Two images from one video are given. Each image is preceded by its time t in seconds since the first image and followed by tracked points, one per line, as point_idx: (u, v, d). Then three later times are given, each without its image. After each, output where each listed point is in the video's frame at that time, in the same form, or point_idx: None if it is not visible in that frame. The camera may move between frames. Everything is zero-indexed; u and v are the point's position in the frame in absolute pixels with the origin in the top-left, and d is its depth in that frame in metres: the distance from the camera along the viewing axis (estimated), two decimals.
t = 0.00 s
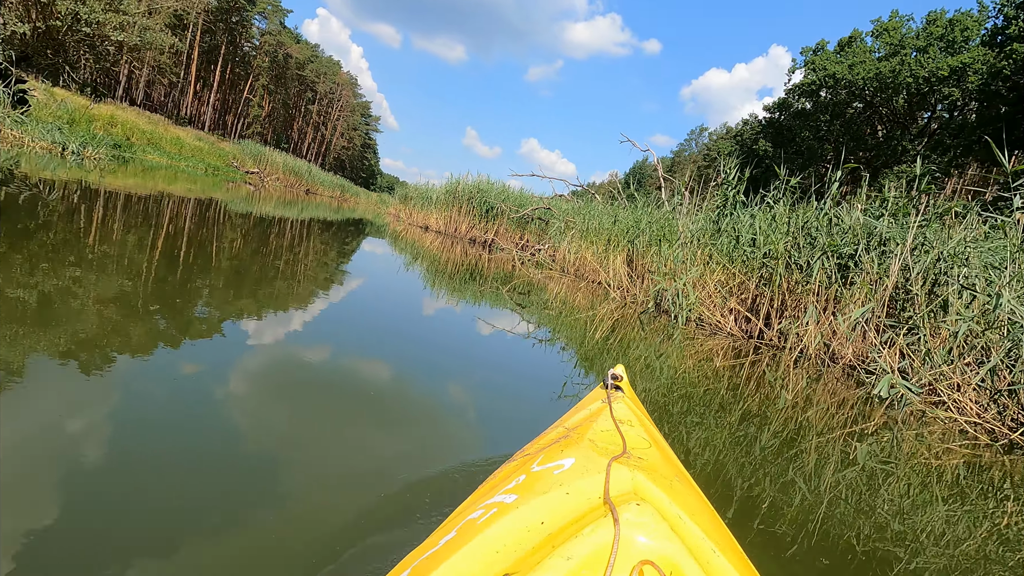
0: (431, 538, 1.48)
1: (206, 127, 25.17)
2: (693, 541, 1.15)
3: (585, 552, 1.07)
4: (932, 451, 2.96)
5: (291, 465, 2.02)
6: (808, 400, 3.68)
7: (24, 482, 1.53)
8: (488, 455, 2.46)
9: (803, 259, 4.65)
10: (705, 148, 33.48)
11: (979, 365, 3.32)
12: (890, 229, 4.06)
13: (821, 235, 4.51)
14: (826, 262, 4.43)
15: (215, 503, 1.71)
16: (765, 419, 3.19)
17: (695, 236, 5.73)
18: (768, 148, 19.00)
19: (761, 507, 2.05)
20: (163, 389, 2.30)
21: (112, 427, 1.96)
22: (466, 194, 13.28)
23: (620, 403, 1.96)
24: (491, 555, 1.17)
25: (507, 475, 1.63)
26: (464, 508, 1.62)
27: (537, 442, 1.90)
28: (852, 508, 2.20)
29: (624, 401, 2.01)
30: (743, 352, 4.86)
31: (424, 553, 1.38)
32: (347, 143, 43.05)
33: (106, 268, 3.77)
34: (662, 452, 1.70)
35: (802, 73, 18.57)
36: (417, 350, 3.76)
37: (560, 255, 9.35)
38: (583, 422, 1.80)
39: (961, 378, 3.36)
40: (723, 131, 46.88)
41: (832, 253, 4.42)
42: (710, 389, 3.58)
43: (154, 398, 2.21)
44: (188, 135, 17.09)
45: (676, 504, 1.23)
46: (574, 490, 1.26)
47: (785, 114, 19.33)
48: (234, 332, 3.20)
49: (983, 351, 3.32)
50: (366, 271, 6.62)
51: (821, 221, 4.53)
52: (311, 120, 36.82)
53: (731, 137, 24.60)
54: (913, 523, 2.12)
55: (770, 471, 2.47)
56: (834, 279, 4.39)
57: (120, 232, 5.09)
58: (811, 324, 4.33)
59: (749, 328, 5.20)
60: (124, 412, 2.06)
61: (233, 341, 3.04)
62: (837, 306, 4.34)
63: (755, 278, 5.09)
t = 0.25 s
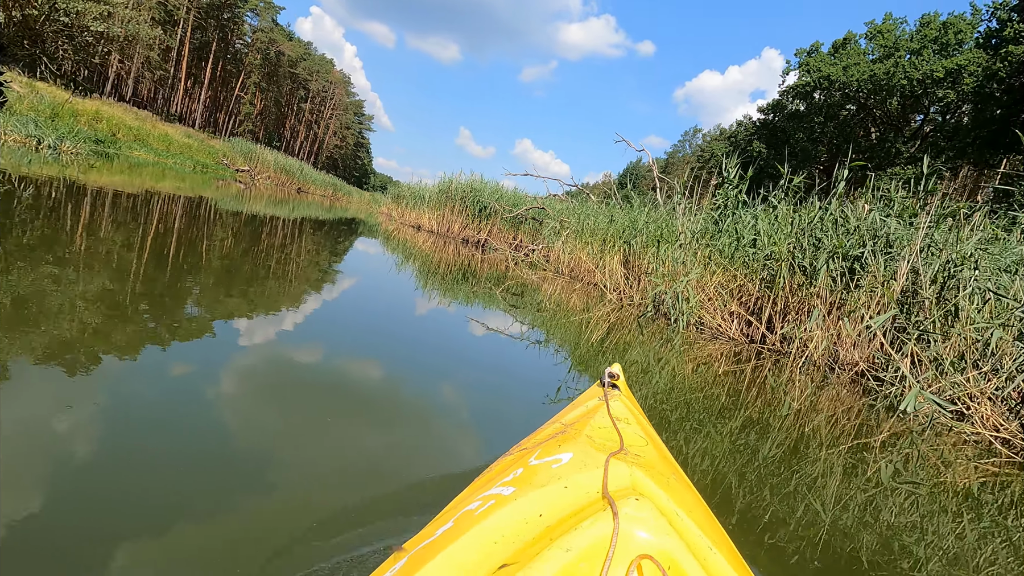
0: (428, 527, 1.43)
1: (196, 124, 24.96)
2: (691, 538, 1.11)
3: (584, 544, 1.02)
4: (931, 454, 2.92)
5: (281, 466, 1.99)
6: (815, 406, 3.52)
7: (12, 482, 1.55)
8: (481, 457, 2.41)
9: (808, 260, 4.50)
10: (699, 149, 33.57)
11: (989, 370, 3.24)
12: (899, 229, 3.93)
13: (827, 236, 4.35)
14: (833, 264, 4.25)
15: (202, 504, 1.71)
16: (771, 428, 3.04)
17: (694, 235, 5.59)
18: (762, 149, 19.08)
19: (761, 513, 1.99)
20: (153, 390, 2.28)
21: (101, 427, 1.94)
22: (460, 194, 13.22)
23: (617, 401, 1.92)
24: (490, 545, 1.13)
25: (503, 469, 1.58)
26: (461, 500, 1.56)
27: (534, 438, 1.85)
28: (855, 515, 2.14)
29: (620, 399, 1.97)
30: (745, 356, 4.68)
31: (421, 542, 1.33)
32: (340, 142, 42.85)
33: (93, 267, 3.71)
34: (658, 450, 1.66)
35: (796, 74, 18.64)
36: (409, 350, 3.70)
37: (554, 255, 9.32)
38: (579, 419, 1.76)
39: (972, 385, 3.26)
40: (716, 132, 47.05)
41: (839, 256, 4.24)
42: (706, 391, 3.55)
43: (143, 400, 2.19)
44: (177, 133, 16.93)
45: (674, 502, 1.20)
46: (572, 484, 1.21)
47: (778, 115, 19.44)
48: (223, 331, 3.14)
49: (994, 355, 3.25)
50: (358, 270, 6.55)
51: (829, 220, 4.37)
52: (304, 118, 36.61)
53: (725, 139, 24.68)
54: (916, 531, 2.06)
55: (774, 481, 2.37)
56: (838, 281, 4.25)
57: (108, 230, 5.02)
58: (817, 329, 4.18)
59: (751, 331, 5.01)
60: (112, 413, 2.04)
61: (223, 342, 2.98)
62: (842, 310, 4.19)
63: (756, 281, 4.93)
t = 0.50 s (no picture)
0: (418, 527, 1.39)
1: (188, 127, 24.84)
2: (682, 540, 1.07)
3: (574, 545, 0.98)
4: (938, 453, 2.88)
5: (275, 466, 1.94)
6: (826, 408, 3.38)
7: (12, 479, 1.53)
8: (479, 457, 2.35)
9: (815, 257, 4.35)
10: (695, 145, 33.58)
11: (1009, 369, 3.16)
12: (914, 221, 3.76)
13: (836, 231, 4.20)
14: (846, 260, 4.07)
15: (198, 505, 1.66)
16: (784, 434, 2.91)
17: (696, 232, 5.46)
18: (758, 145, 19.07)
19: (771, 522, 1.92)
20: (150, 392, 2.24)
21: (99, 427, 1.93)
22: (455, 193, 13.14)
23: (612, 400, 1.87)
24: (480, 546, 1.10)
25: (495, 469, 1.53)
26: (451, 500, 1.51)
27: (528, 437, 1.81)
28: (870, 525, 2.05)
29: (616, 399, 1.92)
30: (752, 357, 4.51)
31: (410, 541, 1.29)
32: (335, 143, 42.69)
33: (85, 271, 3.66)
34: (652, 452, 1.61)
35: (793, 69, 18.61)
36: (405, 350, 3.64)
37: (551, 253, 9.26)
38: (574, 418, 1.71)
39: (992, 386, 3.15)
40: (712, 129, 47.04)
41: (852, 251, 4.06)
42: (705, 389, 3.52)
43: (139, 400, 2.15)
44: (168, 135, 16.82)
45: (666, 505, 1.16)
46: (565, 486, 1.19)
47: (775, 110, 19.43)
48: (220, 332, 3.10)
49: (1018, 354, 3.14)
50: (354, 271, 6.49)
51: (837, 215, 4.21)
52: (298, 119, 36.45)
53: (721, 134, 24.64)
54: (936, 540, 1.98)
55: (784, 487, 2.28)
56: (847, 278, 4.11)
57: (99, 234, 4.95)
58: (829, 327, 4.01)
59: (757, 332, 4.82)
60: (110, 413, 2.02)
61: (220, 344, 2.92)
62: (852, 309, 4.05)
63: (762, 280, 4.77)
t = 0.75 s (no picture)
0: (413, 539, 1.34)
1: (181, 134, 24.75)
2: (674, 546, 1.04)
3: (565, 554, 0.97)
4: (949, 458, 2.82)
5: (273, 473, 1.89)
6: (839, 418, 3.28)
7: (8, 495, 1.47)
8: (477, 463, 2.29)
9: (824, 260, 4.25)
10: (690, 149, 33.69)
11: None
12: (928, 223, 3.60)
13: (845, 232, 4.10)
14: (857, 266, 3.97)
15: (190, 519, 1.59)
16: (797, 445, 2.80)
17: (699, 237, 5.37)
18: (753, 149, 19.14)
19: (784, 532, 1.85)
20: (146, 400, 2.18)
21: (96, 435, 1.87)
22: (450, 199, 13.10)
23: (607, 407, 1.83)
24: (474, 557, 1.06)
25: (490, 479, 1.49)
26: (447, 511, 1.46)
27: (522, 446, 1.76)
28: (887, 536, 1.97)
29: (611, 406, 1.87)
30: (760, 366, 4.43)
31: (407, 553, 1.24)
32: (329, 149, 42.61)
33: (76, 280, 3.59)
34: (648, 459, 1.57)
35: (786, 73, 18.70)
36: (401, 357, 3.57)
37: (547, 258, 9.22)
38: (568, 426, 1.67)
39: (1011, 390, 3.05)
40: (706, 133, 47.23)
41: (861, 255, 3.96)
42: (706, 395, 3.48)
43: (134, 409, 2.09)
44: (159, 142, 16.73)
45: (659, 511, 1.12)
46: (558, 494, 1.14)
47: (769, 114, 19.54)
48: (214, 341, 3.04)
49: None
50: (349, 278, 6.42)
51: (847, 216, 4.11)
52: (292, 126, 36.37)
53: (715, 138, 24.71)
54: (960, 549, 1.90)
55: (800, 497, 2.21)
56: (858, 281, 4.01)
57: (90, 242, 4.88)
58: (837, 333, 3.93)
59: (764, 339, 4.75)
60: (105, 421, 1.96)
61: (214, 353, 2.85)
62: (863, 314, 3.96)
63: (767, 282, 4.70)
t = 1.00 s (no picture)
0: (411, 540, 1.30)
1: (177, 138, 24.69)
2: (670, 543, 1.01)
3: (561, 552, 0.94)
4: (968, 466, 2.75)
5: (277, 477, 1.85)
6: (857, 428, 3.18)
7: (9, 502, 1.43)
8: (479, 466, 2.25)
9: (839, 262, 4.16)
10: (688, 151, 33.69)
11: None
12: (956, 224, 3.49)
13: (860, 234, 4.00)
14: (874, 266, 3.86)
15: (186, 522, 1.55)
16: (815, 456, 2.70)
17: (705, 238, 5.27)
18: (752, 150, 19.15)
19: (809, 545, 1.79)
20: (143, 405, 2.13)
21: (97, 440, 1.82)
22: (448, 202, 13.06)
23: (604, 407, 1.78)
24: (471, 556, 1.02)
25: (486, 480, 1.44)
26: (443, 513, 1.42)
27: (517, 447, 1.71)
28: (920, 549, 1.89)
29: (607, 406, 1.82)
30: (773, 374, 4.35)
31: (402, 556, 1.19)
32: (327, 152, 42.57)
33: (73, 285, 3.54)
34: (645, 458, 1.52)
35: (785, 73, 18.72)
36: (399, 360, 3.52)
37: (546, 261, 9.17)
38: (564, 426, 1.62)
39: None
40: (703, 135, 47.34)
41: (878, 256, 3.86)
42: (712, 401, 3.43)
43: (134, 415, 2.04)
44: (154, 145, 16.67)
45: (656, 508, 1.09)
46: (554, 493, 1.10)
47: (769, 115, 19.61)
48: (214, 345, 2.99)
49: None
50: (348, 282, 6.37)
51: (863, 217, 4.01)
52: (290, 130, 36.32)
53: (713, 140, 24.72)
54: (997, 561, 1.84)
55: (820, 504, 2.17)
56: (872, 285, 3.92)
57: (85, 246, 4.83)
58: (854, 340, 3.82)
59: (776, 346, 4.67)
60: (105, 426, 1.92)
61: (213, 357, 2.80)
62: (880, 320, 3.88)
63: (778, 288, 4.65)
